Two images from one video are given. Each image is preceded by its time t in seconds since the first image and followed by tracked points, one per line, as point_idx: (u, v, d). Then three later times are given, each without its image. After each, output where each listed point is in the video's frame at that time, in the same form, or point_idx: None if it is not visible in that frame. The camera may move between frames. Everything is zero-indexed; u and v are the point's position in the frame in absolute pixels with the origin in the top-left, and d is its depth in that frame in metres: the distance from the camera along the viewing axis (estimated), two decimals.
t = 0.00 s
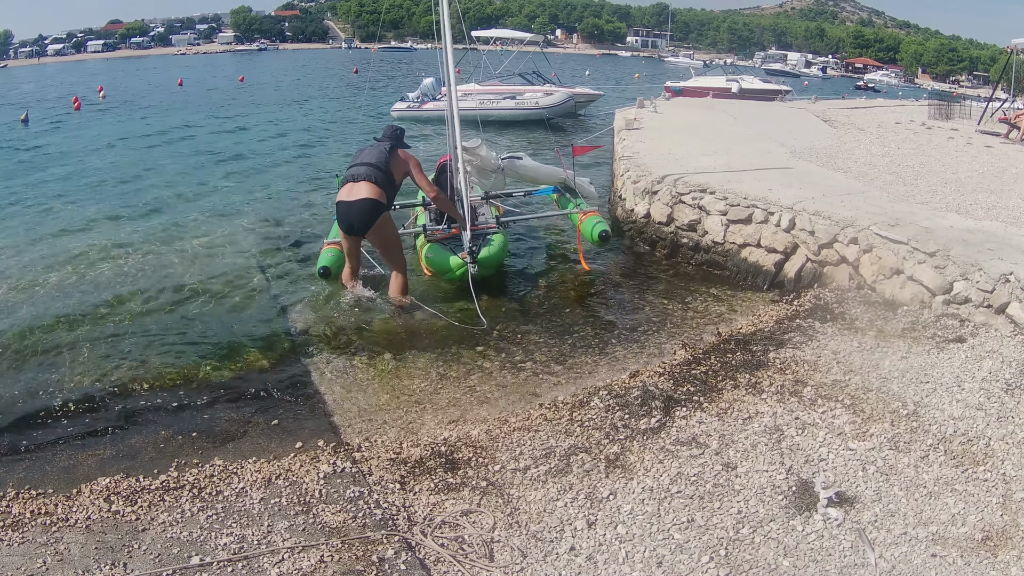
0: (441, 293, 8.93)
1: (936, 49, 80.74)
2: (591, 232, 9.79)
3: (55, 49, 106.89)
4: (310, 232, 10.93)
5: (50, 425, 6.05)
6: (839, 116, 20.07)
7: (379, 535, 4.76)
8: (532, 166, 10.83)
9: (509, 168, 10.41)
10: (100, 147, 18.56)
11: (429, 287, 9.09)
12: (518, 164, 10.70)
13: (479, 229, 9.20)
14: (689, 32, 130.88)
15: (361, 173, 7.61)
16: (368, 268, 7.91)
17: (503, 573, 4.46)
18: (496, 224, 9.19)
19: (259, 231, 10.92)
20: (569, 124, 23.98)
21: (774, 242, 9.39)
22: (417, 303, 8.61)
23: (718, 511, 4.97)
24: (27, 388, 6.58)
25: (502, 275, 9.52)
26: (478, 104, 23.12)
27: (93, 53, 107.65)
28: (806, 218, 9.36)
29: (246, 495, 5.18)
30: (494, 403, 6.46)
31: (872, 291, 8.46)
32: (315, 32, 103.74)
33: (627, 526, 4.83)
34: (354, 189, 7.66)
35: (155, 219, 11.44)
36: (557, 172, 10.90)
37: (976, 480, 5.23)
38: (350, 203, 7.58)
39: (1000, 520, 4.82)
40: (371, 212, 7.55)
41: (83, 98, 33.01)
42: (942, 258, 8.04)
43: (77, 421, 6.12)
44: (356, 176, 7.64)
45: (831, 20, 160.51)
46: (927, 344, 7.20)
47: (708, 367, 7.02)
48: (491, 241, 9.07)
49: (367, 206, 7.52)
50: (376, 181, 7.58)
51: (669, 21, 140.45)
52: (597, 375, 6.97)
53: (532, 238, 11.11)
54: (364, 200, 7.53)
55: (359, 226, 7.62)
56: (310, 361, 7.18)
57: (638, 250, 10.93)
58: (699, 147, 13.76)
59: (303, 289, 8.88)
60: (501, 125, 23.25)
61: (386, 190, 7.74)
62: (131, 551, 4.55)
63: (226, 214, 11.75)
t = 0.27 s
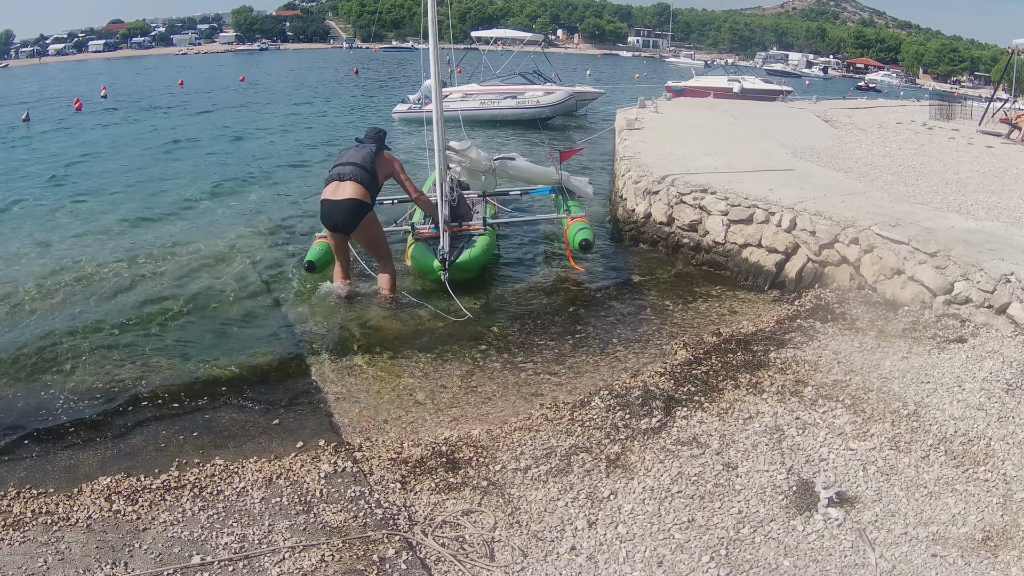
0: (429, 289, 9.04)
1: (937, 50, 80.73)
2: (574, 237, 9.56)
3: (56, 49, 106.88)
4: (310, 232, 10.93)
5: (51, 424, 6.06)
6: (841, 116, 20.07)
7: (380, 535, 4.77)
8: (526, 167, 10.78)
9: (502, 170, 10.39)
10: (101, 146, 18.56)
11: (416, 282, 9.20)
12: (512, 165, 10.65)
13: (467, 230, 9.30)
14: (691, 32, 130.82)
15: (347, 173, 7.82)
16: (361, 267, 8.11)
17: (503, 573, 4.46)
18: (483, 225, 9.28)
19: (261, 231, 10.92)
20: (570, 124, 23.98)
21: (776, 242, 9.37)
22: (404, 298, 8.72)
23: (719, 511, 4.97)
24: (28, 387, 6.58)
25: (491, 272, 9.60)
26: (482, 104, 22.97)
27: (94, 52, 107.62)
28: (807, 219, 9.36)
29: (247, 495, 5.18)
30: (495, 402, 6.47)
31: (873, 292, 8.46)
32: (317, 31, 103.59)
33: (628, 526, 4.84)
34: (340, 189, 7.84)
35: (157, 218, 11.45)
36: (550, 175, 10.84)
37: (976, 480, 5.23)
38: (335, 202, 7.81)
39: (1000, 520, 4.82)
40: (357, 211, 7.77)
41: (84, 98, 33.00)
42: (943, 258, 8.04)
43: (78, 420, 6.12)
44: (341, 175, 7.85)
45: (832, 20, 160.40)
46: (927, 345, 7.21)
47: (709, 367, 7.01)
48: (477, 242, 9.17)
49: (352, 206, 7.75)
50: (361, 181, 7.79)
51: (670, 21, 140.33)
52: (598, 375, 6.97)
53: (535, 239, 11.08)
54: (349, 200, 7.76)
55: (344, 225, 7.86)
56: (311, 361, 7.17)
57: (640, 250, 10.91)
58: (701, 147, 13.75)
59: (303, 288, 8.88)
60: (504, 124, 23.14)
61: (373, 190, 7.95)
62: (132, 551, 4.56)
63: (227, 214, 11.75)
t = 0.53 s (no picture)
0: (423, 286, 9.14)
1: (943, 52, 80.59)
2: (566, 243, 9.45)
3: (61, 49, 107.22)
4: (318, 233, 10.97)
5: (61, 424, 6.09)
6: (847, 119, 20.04)
7: (387, 536, 4.77)
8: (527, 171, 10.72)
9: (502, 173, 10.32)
10: (109, 147, 18.65)
11: (410, 280, 9.31)
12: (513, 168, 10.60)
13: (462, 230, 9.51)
14: (695, 33, 130.75)
15: (350, 173, 7.84)
16: (370, 265, 8.22)
17: (511, 574, 4.46)
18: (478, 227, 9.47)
19: (268, 232, 10.96)
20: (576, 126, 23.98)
21: (783, 245, 9.36)
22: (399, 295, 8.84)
23: (727, 513, 4.97)
24: (38, 387, 6.61)
25: (486, 272, 9.73)
26: (488, 106, 23.05)
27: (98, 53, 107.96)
28: (814, 221, 9.36)
29: (254, 496, 5.19)
30: (502, 404, 6.47)
31: (880, 294, 8.45)
32: (323, 33, 103.72)
33: (635, 528, 4.83)
34: (346, 189, 7.84)
35: (165, 219, 11.50)
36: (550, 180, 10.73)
37: (983, 484, 5.23)
38: (340, 203, 7.81)
39: (1008, 523, 4.81)
40: (362, 211, 7.80)
41: (91, 99, 33.17)
42: (950, 261, 8.03)
43: (87, 420, 6.14)
44: (344, 176, 7.87)
45: (835, 22, 160.19)
46: (934, 347, 7.20)
47: (717, 370, 7.01)
48: (471, 242, 9.33)
49: (358, 206, 7.77)
50: (366, 181, 7.82)
51: (674, 22, 140.25)
52: (606, 378, 6.96)
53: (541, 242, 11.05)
54: (354, 200, 7.78)
55: (350, 226, 7.87)
56: (320, 363, 7.17)
57: (647, 253, 10.89)
58: (708, 149, 13.75)
59: (311, 290, 8.90)
60: (510, 128, 23.14)
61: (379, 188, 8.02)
62: (140, 551, 4.57)
63: (235, 215, 11.79)
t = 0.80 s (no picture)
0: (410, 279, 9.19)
1: (944, 52, 80.54)
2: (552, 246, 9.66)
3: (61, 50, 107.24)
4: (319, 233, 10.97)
5: (63, 424, 6.09)
6: (848, 119, 20.04)
7: (388, 536, 4.77)
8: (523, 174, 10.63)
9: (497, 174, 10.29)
10: (109, 147, 18.64)
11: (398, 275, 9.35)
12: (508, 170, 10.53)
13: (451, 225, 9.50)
14: (696, 34, 130.71)
15: (353, 173, 7.84)
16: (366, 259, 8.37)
17: (512, 574, 4.47)
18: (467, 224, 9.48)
19: (269, 231, 10.96)
20: (577, 126, 23.97)
21: (784, 245, 9.36)
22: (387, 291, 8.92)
23: (727, 513, 4.97)
24: (38, 387, 6.60)
25: (476, 272, 9.74)
26: (488, 108, 23.03)
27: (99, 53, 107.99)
28: (815, 221, 9.37)
29: (255, 495, 5.19)
30: (503, 404, 6.47)
31: (881, 294, 8.45)
32: (324, 32, 103.60)
33: (636, 528, 4.84)
34: (351, 189, 7.84)
35: (165, 219, 11.49)
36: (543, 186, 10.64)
37: (983, 484, 5.23)
38: (343, 203, 7.82)
39: (1008, 523, 4.81)
40: (366, 210, 7.84)
41: (92, 99, 33.13)
42: (951, 261, 8.04)
43: (88, 420, 6.15)
44: (346, 176, 7.86)
45: (836, 22, 160.13)
46: (935, 347, 7.20)
47: (718, 370, 7.01)
48: (457, 239, 9.35)
49: (362, 206, 7.81)
50: (369, 181, 7.85)
51: (675, 22, 140.05)
52: (607, 378, 6.96)
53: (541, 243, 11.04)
54: (358, 200, 7.81)
55: (353, 225, 7.90)
56: (320, 363, 7.17)
57: (647, 253, 10.88)
58: (709, 149, 13.75)
59: (312, 289, 8.90)
60: (511, 129, 23.13)
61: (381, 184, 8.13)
62: (141, 551, 4.57)
63: (235, 215, 11.78)
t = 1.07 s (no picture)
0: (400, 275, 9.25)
1: (945, 52, 80.51)
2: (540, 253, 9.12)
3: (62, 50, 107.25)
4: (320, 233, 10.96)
5: (65, 424, 6.09)
6: (850, 120, 20.05)
7: (390, 536, 4.77)
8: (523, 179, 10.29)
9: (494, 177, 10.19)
10: (110, 147, 18.64)
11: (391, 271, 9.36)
12: (506, 174, 10.23)
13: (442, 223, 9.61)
14: (697, 34, 130.68)
15: (361, 175, 7.86)
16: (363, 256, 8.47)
17: (514, 574, 4.47)
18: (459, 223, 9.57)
19: (270, 231, 10.96)
20: (578, 126, 23.96)
21: (785, 245, 9.35)
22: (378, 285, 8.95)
23: (729, 513, 4.98)
24: (39, 387, 6.60)
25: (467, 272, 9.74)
26: (490, 108, 23.06)
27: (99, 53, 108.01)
28: (816, 222, 9.37)
29: (256, 496, 5.19)
30: (505, 404, 6.48)
31: (882, 295, 8.45)
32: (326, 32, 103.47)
33: (637, 528, 4.84)
34: (358, 191, 7.89)
35: (167, 219, 11.48)
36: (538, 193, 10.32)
37: (984, 484, 5.23)
38: (351, 205, 7.87)
39: (1009, 524, 4.81)
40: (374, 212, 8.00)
41: (93, 99, 33.15)
42: (953, 261, 8.05)
43: (89, 420, 6.15)
44: (354, 177, 7.86)
45: (837, 22, 160.13)
46: (936, 348, 7.21)
47: (719, 370, 7.01)
48: (447, 236, 9.42)
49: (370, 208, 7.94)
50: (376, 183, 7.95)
51: (676, 22, 140.04)
52: (608, 378, 6.96)
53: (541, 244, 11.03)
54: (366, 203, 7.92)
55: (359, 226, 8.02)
56: (321, 363, 7.17)
57: (648, 253, 10.88)
58: (710, 150, 13.77)
59: (312, 289, 8.89)
60: (512, 129, 23.16)
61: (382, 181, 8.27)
62: (142, 551, 4.57)
63: (236, 215, 11.78)
